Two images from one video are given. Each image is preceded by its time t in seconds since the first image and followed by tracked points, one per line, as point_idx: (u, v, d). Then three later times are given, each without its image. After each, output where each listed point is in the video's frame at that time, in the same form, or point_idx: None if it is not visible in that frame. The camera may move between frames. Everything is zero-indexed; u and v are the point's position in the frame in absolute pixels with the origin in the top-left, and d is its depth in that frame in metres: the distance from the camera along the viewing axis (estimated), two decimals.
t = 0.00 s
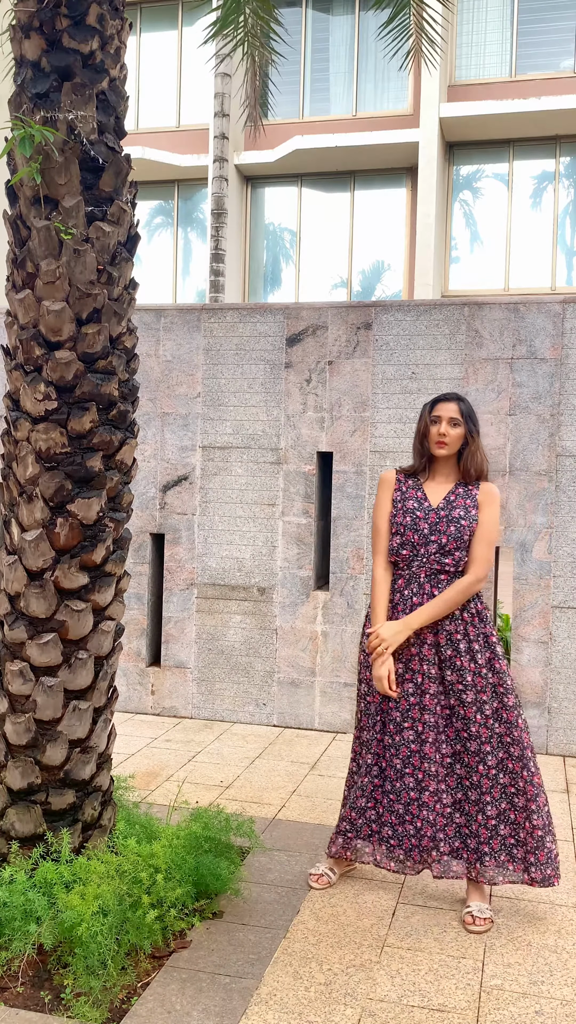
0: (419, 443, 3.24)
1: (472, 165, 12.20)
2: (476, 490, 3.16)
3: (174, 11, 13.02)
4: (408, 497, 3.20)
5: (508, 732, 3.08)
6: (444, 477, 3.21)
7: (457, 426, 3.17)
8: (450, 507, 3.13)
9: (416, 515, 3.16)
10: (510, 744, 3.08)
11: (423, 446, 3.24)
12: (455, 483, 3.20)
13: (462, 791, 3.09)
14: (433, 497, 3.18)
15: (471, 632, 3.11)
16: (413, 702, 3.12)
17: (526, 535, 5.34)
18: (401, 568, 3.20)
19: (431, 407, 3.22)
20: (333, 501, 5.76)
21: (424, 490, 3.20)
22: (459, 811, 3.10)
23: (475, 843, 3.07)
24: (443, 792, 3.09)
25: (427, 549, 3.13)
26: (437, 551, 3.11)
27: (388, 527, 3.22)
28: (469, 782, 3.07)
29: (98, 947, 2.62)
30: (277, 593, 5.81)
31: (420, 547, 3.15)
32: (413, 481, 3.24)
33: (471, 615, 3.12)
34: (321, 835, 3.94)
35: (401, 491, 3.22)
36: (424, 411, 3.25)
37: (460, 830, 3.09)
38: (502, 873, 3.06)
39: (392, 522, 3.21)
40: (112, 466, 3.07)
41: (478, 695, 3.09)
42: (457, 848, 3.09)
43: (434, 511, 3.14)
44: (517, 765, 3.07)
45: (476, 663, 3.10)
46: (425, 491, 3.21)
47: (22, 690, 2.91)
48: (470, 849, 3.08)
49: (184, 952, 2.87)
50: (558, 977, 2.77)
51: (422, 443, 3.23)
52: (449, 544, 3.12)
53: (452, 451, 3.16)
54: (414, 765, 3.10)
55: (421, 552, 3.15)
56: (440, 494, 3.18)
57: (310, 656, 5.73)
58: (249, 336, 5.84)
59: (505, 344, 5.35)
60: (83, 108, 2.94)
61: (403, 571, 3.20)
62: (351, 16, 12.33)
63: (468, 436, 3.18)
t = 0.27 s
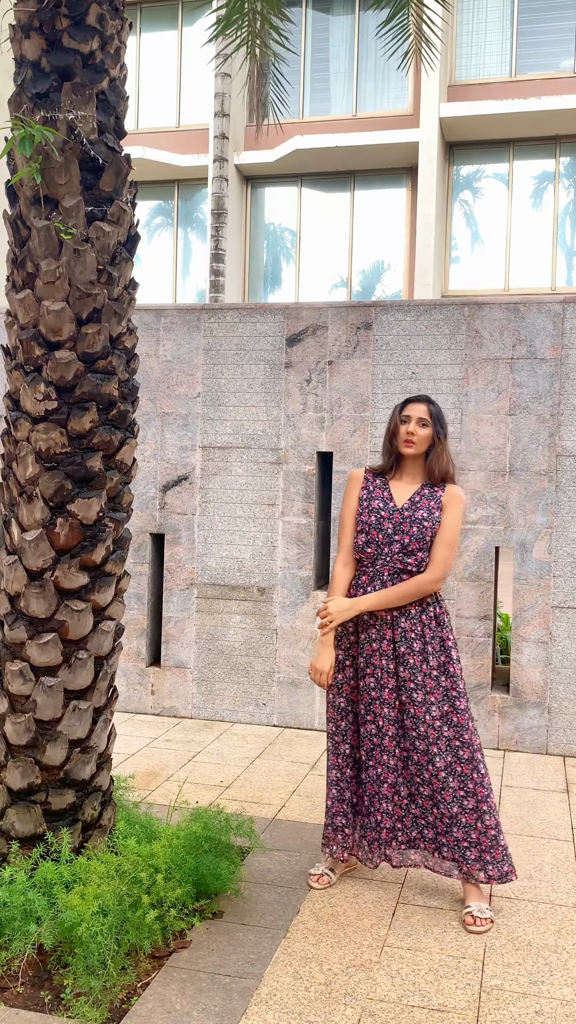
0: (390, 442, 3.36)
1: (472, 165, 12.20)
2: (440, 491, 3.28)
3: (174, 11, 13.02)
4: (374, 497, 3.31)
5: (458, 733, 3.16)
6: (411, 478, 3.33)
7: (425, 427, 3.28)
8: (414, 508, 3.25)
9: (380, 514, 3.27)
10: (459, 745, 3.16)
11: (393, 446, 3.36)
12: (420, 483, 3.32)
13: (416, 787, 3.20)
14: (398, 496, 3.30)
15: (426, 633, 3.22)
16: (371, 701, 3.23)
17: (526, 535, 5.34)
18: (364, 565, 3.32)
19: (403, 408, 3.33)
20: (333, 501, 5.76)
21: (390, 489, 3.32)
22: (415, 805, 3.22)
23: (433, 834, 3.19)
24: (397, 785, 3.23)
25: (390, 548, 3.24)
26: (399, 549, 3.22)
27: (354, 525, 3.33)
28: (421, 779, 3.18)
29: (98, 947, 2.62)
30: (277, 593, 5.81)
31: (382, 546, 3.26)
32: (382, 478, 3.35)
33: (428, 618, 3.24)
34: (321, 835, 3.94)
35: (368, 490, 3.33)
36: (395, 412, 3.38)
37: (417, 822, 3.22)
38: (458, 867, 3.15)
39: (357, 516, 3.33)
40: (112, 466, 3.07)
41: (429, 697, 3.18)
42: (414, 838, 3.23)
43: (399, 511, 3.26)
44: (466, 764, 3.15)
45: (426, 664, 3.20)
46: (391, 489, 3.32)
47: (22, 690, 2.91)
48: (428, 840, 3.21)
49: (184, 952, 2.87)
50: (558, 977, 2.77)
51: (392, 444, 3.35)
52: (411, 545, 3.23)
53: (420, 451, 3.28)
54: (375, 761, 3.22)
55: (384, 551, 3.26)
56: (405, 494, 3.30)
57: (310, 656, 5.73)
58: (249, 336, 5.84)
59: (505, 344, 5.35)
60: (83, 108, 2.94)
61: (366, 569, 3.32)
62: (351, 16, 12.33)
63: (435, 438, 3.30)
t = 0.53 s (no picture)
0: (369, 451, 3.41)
1: (472, 165, 12.21)
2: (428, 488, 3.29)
3: (174, 11, 13.03)
4: (364, 499, 3.34)
5: (426, 741, 3.17)
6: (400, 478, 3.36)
7: (402, 426, 3.32)
8: (403, 509, 3.26)
9: (370, 516, 3.29)
10: (426, 753, 3.17)
11: (374, 453, 3.40)
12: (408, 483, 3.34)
13: (376, 780, 3.30)
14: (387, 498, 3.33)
15: (405, 638, 3.24)
16: (344, 696, 3.26)
17: (526, 535, 5.34)
18: (352, 565, 3.33)
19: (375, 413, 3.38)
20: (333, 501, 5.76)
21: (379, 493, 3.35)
22: (372, 798, 3.31)
23: (386, 826, 3.30)
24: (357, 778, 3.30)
25: (378, 550, 3.25)
26: (387, 550, 3.23)
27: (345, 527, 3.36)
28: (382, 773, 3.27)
29: (98, 947, 2.62)
30: (277, 593, 5.81)
31: (370, 547, 3.27)
32: (369, 485, 3.39)
33: (409, 623, 3.26)
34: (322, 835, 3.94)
35: (357, 493, 3.37)
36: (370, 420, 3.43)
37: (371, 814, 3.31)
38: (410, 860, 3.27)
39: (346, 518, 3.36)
40: (112, 467, 3.07)
41: (399, 700, 3.22)
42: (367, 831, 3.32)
43: (388, 513, 3.27)
44: (430, 772, 3.16)
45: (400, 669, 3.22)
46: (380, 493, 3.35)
47: (23, 690, 2.91)
48: (380, 832, 3.31)
49: (184, 952, 2.87)
50: (558, 977, 2.77)
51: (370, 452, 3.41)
52: (399, 546, 3.23)
53: (402, 450, 3.30)
54: (337, 753, 3.26)
55: (371, 551, 3.27)
56: (395, 495, 3.32)
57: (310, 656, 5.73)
58: (249, 336, 5.84)
59: (505, 344, 5.36)
60: (83, 108, 2.94)
61: (354, 569, 3.33)
62: (351, 16, 12.35)
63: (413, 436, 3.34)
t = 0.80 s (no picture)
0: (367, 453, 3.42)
1: (472, 165, 12.21)
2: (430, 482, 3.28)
3: (174, 11, 13.03)
4: (367, 499, 3.35)
5: (433, 739, 3.14)
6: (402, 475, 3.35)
7: (398, 422, 3.31)
8: (405, 505, 3.26)
9: (373, 514, 3.30)
10: (433, 751, 3.14)
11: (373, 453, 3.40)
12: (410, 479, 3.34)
13: (380, 777, 3.27)
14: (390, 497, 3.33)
15: (416, 635, 3.22)
16: (347, 688, 3.28)
17: (526, 535, 5.34)
18: (362, 565, 3.35)
19: (370, 411, 3.37)
20: (333, 501, 5.76)
21: (382, 493, 3.35)
22: (375, 796, 3.28)
23: (390, 824, 3.26)
24: (360, 774, 3.29)
25: (384, 548, 3.26)
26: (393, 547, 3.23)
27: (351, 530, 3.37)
28: (387, 768, 3.26)
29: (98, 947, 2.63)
30: (277, 593, 5.81)
31: (377, 545, 3.28)
32: (372, 485, 3.39)
33: (421, 619, 3.24)
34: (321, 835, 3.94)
35: (361, 494, 3.38)
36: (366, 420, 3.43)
37: (374, 813, 3.27)
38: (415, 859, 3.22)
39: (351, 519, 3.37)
40: (112, 467, 3.07)
41: (407, 695, 3.20)
42: (369, 829, 3.28)
43: (391, 511, 3.28)
44: (437, 770, 3.14)
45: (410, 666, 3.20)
46: (383, 493, 3.35)
47: (22, 690, 2.91)
48: (383, 830, 3.27)
49: (184, 952, 2.87)
50: (558, 977, 2.77)
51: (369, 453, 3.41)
52: (404, 542, 3.23)
53: (400, 447, 3.29)
54: (339, 746, 3.27)
55: (377, 550, 3.28)
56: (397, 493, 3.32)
57: (310, 655, 5.74)
58: (249, 336, 5.84)
59: (505, 344, 5.36)
60: (83, 108, 2.94)
61: (363, 569, 3.35)
62: (351, 16, 12.39)
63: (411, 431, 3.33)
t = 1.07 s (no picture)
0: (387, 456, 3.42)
1: (472, 165, 12.21)
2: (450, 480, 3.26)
3: (174, 11, 13.04)
4: (387, 500, 3.35)
5: (460, 734, 3.15)
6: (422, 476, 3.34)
7: (421, 421, 3.30)
8: (424, 503, 3.25)
9: (393, 515, 3.29)
10: (458, 745, 3.14)
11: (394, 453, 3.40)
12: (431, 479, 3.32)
13: (400, 771, 3.26)
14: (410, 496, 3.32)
15: (449, 632, 3.20)
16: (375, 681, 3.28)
17: (526, 535, 5.34)
18: (388, 567, 3.34)
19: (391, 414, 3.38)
20: (333, 501, 5.76)
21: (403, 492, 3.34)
22: (393, 789, 3.27)
23: (406, 817, 3.25)
24: (380, 767, 3.28)
25: (407, 548, 3.25)
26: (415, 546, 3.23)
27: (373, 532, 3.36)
28: (407, 763, 3.25)
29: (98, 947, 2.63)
30: (277, 593, 5.81)
31: (400, 545, 3.27)
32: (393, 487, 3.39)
33: (453, 617, 3.20)
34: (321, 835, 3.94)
35: (382, 497, 3.38)
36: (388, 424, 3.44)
37: (390, 805, 3.27)
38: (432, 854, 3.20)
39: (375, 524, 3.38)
40: (112, 466, 3.07)
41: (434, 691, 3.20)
42: (385, 821, 3.28)
43: (410, 510, 3.27)
44: (459, 764, 3.14)
45: (441, 663, 3.19)
46: (404, 492, 3.34)
47: (22, 690, 2.91)
48: (399, 822, 3.27)
49: (184, 952, 2.87)
50: (558, 977, 2.77)
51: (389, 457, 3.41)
52: (426, 541, 3.22)
53: (422, 448, 3.28)
54: (362, 736, 3.29)
55: (401, 552, 3.27)
56: (417, 493, 3.31)
57: (310, 656, 5.73)
58: (249, 336, 5.84)
59: (505, 344, 5.36)
60: (83, 108, 2.94)
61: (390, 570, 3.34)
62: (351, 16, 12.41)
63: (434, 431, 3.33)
